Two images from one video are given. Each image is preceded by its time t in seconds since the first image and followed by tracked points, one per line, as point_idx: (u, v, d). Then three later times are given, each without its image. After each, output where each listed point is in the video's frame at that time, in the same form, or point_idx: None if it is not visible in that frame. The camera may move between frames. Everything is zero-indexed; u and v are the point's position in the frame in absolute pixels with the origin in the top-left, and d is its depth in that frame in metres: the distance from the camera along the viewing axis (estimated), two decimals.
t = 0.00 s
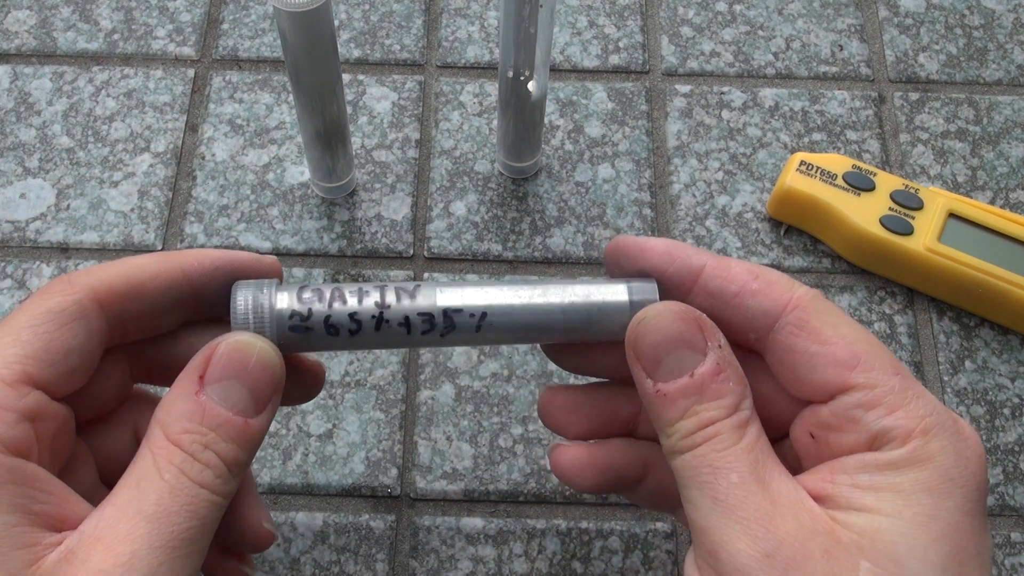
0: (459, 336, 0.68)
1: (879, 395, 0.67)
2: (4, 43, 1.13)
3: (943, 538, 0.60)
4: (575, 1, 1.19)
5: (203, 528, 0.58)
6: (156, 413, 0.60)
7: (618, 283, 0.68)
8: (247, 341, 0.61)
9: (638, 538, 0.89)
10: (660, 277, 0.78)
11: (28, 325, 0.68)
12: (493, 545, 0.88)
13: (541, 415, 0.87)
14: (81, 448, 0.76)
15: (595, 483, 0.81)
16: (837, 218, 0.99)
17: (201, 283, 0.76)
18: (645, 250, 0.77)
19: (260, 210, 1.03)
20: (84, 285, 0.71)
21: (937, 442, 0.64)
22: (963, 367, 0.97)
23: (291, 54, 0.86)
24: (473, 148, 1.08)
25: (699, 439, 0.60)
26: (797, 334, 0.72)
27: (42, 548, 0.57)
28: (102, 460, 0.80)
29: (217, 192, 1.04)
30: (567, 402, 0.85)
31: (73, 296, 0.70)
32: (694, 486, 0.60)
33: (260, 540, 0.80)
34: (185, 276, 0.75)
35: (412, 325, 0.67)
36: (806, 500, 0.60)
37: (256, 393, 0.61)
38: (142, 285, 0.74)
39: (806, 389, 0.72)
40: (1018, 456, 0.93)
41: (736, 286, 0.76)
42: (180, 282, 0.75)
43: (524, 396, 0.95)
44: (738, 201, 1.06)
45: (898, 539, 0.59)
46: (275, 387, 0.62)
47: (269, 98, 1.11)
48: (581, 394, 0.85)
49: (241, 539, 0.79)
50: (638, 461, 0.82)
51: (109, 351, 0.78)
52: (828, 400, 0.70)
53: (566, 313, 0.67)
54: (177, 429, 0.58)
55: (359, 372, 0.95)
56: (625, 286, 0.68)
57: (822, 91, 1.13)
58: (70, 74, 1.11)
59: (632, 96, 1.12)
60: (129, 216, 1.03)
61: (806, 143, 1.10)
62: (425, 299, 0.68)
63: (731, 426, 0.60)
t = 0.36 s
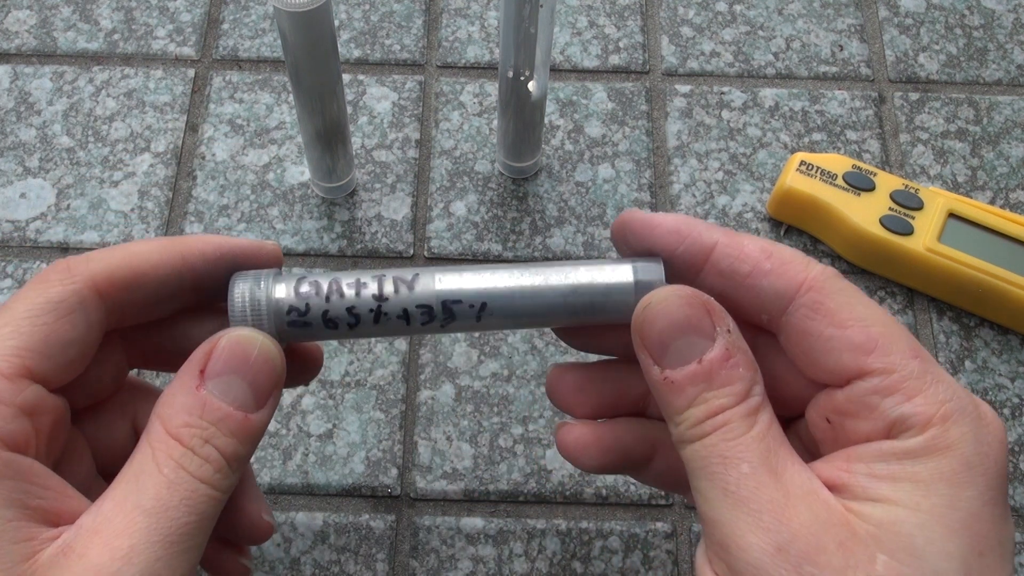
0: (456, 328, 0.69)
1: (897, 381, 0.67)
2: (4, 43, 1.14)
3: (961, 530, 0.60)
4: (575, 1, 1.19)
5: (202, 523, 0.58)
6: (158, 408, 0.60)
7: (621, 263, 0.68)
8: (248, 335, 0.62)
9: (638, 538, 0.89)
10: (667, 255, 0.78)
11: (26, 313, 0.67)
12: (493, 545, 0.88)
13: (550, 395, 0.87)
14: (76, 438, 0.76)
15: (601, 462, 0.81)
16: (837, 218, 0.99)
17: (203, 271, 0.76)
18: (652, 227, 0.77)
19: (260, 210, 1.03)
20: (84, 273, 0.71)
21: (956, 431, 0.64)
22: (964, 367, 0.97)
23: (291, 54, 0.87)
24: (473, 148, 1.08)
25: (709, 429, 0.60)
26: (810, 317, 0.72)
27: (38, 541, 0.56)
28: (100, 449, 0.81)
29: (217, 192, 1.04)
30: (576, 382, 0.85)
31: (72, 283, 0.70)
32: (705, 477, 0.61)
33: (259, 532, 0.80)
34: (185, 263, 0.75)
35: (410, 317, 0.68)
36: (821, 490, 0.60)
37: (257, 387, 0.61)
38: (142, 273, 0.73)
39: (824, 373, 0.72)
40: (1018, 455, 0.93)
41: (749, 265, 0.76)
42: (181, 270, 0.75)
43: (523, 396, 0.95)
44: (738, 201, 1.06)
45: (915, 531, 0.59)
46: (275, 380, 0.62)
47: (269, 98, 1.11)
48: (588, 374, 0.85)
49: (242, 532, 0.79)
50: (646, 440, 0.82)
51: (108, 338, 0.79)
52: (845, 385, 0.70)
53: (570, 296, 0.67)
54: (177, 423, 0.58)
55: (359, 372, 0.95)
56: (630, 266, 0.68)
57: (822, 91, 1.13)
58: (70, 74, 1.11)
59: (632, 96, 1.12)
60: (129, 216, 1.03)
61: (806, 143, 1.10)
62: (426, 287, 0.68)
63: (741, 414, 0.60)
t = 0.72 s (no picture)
0: (478, 326, 0.68)
1: (909, 372, 0.68)
2: (4, 43, 1.13)
3: (979, 524, 0.60)
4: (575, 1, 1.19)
5: (205, 519, 0.57)
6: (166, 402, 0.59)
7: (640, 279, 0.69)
8: (260, 331, 0.61)
9: (638, 538, 0.89)
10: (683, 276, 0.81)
11: (43, 315, 0.68)
12: (493, 545, 0.88)
13: (541, 418, 0.85)
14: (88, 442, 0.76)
15: (612, 507, 0.79)
16: (837, 218, 0.99)
17: (219, 285, 0.77)
18: (664, 251, 0.81)
19: (260, 210, 1.03)
20: (102, 279, 0.71)
21: (969, 424, 0.64)
22: (963, 367, 0.97)
23: (291, 54, 0.87)
24: (473, 148, 1.08)
25: (723, 426, 0.60)
26: (828, 313, 0.74)
27: (38, 531, 0.57)
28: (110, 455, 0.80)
29: (217, 192, 1.04)
30: (569, 405, 0.84)
31: (91, 288, 0.71)
32: (719, 475, 0.60)
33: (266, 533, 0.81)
34: (205, 278, 0.76)
35: (432, 311, 0.68)
36: (837, 488, 0.60)
37: (268, 384, 0.60)
38: (159, 284, 0.74)
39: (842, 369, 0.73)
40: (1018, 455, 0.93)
41: (763, 274, 0.79)
42: (198, 283, 0.76)
43: (524, 397, 0.95)
44: (738, 201, 1.06)
45: (933, 526, 0.59)
46: (287, 377, 0.62)
47: (269, 98, 1.11)
48: (585, 396, 0.84)
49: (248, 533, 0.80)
50: (654, 474, 0.81)
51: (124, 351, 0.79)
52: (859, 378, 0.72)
53: (582, 303, 0.67)
54: (185, 418, 0.58)
55: (359, 372, 0.95)
56: (646, 281, 0.68)
57: (822, 91, 1.13)
58: (70, 74, 1.11)
59: (632, 96, 1.12)
60: (129, 216, 1.03)
61: (806, 143, 1.10)
62: (445, 289, 0.69)
63: (755, 412, 0.60)
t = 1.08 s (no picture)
0: (481, 321, 0.68)
1: (919, 364, 0.69)
2: (4, 43, 1.13)
3: (989, 517, 0.60)
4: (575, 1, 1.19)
5: (208, 514, 0.57)
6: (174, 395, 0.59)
7: (647, 275, 0.69)
8: (263, 322, 0.61)
9: (638, 538, 0.89)
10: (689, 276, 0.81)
11: (51, 312, 0.68)
12: (493, 545, 0.88)
13: (544, 417, 0.85)
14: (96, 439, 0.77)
15: (611, 491, 0.80)
16: (838, 218, 0.99)
17: (226, 288, 0.77)
18: (668, 254, 0.81)
19: (260, 210, 1.03)
20: (111, 278, 0.72)
21: (979, 418, 0.64)
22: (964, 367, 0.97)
23: (291, 54, 0.87)
24: (473, 148, 1.08)
25: (732, 418, 0.60)
26: (837, 307, 0.75)
27: (38, 524, 0.57)
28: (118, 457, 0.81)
29: (217, 192, 1.04)
30: (574, 403, 0.84)
31: (98, 286, 0.71)
32: (727, 468, 0.60)
33: (273, 533, 0.82)
34: (212, 280, 0.76)
35: (436, 304, 0.68)
36: (847, 482, 0.60)
37: (273, 376, 0.60)
38: (168, 285, 0.74)
39: (850, 364, 0.74)
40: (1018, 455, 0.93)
41: (771, 270, 0.79)
42: (205, 285, 0.76)
43: (524, 397, 0.95)
44: (739, 201, 1.06)
45: (944, 520, 0.59)
46: (291, 367, 0.61)
47: (269, 98, 1.11)
48: (588, 395, 0.85)
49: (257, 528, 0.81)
50: (655, 467, 0.82)
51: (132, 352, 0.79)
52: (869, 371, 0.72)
53: (588, 299, 0.67)
54: (189, 411, 0.57)
55: (359, 372, 0.95)
56: (652, 277, 0.68)
57: (822, 91, 1.13)
58: (70, 74, 1.11)
59: (632, 96, 1.12)
60: (129, 216, 1.03)
61: (806, 143, 1.10)
62: (451, 284, 0.69)
63: (764, 405, 0.60)
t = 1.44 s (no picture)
0: (476, 320, 0.68)
1: (916, 363, 0.69)
2: (4, 43, 1.13)
3: (987, 515, 0.59)
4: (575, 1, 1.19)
5: (243, 522, 0.57)
6: (229, 390, 0.60)
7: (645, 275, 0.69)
8: (338, 337, 0.63)
9: (638, 538, 0.89)
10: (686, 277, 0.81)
11: (55, 304, 0.68)
12: (493, 545, 0.88)
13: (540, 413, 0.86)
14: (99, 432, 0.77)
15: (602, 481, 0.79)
16: (837, 218, 0.99)
17: (226, 285, 0.77)
18: (664, 256, 0.82)
19: (260, 210, 1.03)
20: (113, 272, 0.72)
21: (975, 416, 0.64)
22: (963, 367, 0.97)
23: (291, 54, 0.87)
24: (473, 148, 1.08)
25: (727, 418, 0.60)
26: (834, 306, 0.75)
27: (67, 499, 0.57)
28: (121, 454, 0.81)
29: (217, 192, 1.04)
30: (568, 400, 0.85)
31: (101, 280, 0.71)
32: (723, 469, 0.60)
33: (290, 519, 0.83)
34: (213, 276, 0.76)
35: (431, 305, 0.68)
36: (842, 481, 0.60)
37: (335, 389, 0.61)
38: (168, 281, 0.75)
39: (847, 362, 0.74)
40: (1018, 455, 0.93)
41: (768, 270, 0.80)
42: (206, 283, 0.76)
43: (524, 397, 0.95)
44: (738, 201, 1.06)
45: (942, 518, 0.59)
46: (351, 386, 0.63)
47: (269, 98, 1.11)
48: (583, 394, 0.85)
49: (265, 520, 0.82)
50: (649, 465, 0.82)
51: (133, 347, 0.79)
52: (866, 370, 0.72)
53: (584, 298, 0.67)
54: (249, 414, 0.58)
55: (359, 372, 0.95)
56: (648, 277, 0.68)
57: (822, 91, 1.13)
58: (70, 74, 1.11)
59: (632, 96, 1.12)
60: (129, 216, 1.03)
61: (806, 143, 1.10)
62: (446, 284, 0.69)
63: (760, 404, 0.60)
